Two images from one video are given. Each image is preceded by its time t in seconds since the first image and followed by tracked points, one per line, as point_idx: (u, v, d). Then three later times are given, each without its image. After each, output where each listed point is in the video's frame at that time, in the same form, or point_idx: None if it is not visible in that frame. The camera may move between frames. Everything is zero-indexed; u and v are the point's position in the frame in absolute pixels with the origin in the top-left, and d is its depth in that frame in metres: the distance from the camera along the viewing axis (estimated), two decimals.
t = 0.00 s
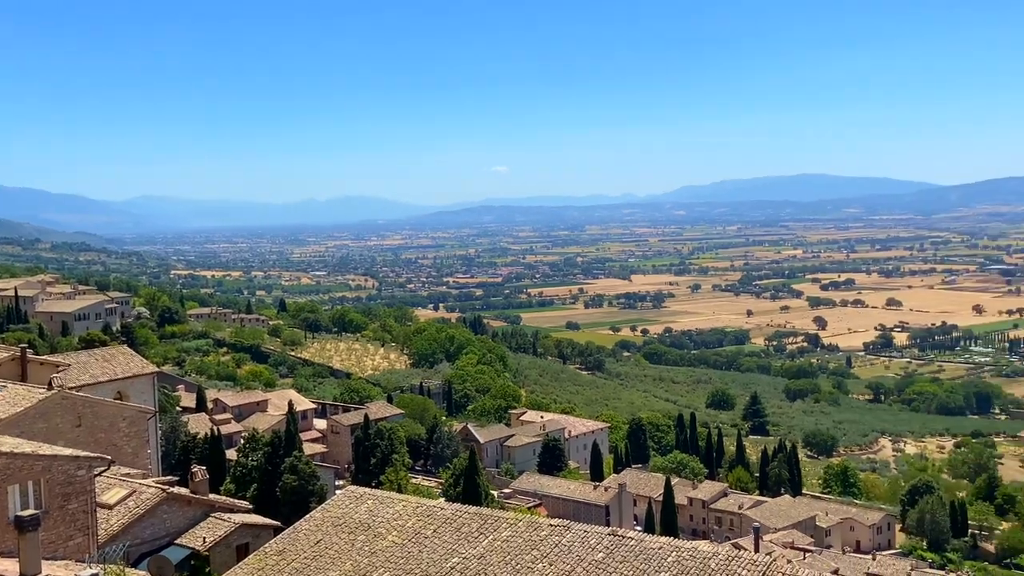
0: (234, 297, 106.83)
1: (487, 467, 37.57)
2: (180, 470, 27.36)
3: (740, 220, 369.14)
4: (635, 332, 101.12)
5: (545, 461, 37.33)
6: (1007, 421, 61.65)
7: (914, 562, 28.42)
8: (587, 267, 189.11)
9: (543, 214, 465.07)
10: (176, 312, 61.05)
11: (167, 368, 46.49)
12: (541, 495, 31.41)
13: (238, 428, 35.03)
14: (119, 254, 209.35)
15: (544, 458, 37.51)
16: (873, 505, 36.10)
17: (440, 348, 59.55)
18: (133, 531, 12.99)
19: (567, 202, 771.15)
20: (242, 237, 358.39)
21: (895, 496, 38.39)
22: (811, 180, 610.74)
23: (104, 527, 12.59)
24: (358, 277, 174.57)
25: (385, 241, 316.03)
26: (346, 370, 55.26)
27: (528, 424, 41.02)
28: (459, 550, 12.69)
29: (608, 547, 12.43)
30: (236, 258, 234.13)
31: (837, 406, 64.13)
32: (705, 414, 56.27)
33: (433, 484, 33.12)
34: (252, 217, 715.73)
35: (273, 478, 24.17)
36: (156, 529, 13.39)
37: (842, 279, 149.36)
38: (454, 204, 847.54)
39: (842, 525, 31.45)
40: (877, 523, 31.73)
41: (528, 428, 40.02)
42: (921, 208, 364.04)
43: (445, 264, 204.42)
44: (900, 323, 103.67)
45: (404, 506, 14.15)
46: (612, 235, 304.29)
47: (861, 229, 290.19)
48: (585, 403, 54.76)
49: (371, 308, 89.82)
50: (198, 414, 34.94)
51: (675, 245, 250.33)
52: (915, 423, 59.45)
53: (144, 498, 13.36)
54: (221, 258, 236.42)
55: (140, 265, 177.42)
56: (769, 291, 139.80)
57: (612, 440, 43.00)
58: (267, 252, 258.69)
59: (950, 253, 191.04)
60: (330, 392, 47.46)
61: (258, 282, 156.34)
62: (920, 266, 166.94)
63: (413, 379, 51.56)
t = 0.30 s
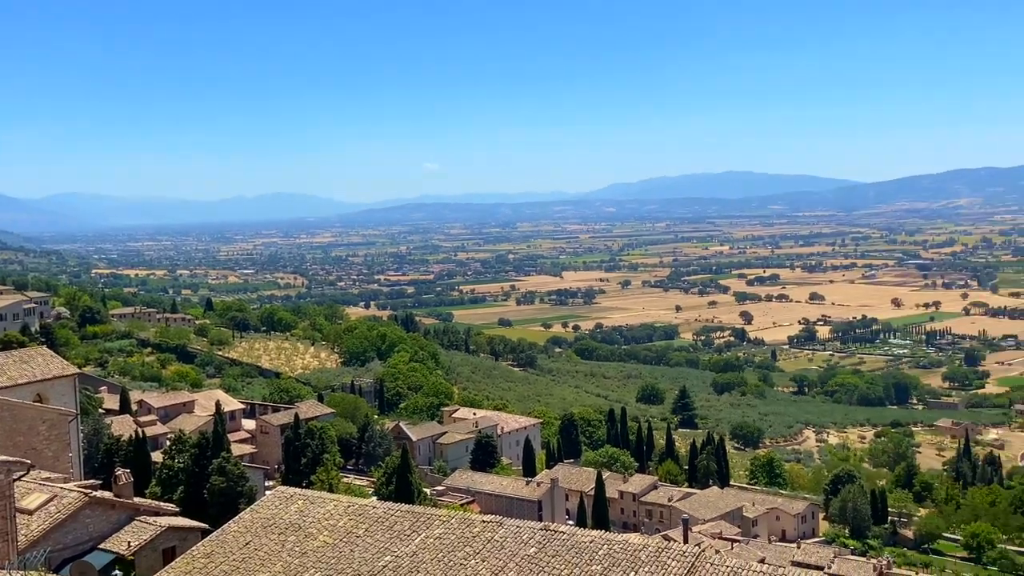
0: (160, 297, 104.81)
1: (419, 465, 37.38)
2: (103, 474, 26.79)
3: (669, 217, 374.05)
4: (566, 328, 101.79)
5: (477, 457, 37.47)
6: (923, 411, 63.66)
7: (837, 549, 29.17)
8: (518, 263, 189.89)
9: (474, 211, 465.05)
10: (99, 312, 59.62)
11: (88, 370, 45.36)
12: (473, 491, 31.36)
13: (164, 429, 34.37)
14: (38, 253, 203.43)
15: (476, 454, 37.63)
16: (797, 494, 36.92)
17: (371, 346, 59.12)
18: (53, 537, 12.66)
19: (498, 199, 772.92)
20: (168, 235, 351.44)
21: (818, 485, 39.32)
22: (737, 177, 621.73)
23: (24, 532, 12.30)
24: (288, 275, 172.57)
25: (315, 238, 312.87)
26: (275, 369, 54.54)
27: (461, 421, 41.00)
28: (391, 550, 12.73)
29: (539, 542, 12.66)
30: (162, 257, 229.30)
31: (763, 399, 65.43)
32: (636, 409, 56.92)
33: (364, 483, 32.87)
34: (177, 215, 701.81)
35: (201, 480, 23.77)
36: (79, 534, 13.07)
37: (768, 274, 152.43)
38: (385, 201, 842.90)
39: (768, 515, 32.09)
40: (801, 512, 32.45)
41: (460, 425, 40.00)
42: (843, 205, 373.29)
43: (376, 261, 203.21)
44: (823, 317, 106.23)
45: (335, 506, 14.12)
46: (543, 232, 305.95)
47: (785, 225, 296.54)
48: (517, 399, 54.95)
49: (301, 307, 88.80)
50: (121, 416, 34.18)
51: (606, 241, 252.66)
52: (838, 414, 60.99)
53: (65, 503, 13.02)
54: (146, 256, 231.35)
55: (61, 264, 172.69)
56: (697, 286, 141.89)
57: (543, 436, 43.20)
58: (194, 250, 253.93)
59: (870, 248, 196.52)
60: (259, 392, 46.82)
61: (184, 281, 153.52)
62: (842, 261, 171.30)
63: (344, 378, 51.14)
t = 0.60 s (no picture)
0: (84, 295, 101.73)
1: (354, 463, 37.06)
2: (27, 477, 26.11)
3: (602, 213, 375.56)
4: (502, 324, 101.61)
5: (413, 455, 37.28)
6: (850, 401, 65.28)
7: (767, 538, 29.81)
8: (453, 260, 189.00)
9: (408, 207, 461.48)
10: (21, 311, 57.95)
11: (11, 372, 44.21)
12: (409, 489, 31.08)
13: (90, 431, 33.52)
14: None
15: (412, 452, 37.43)
16: (729, 486, 37.52)
17: (304, 344, 58.41)
18: None
19: (433, 194, 768.78)
20: (92, 233, 341.54)
21: (749, 476, 39.98)
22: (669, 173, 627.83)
23: None
24: (218, 272, 169.34)
25: (246, 235, 307.49)
26: (206, 369, 53.69)
27: (396, 418, 40.75)
28: (326, 547, 15.24)
29: (477, 538, 15.27)
30: (85, 254, 222.41)
31: (696, 391, 66.28)
32: (571, 403, 57.28)
33: (298, 482, 32.50)
34: (103, 212, 684.02)
35: (128, 482, 23.18)
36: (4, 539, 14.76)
37: (700, 269, 154.16)
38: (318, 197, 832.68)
39: (701, 506, 32.51)
40: (733, 502, 32.98)
41: (396, 422, 39.75)
42: (772, 200, 378.91)
43: (308, 258, 200.35)
44: (754, 311, 107.84)
45: (268, 507, 16.57)
46: (478, 228, 305.18)
47: (716, 221, 300.19)
48: (453, 396, 54.86)
49: (232, 304, 87.14)
50: (45, 418, 33.31)
51: (541, 237, 252.90)
52: (768, 406, 62.18)
53: None
54: (69, 254, 224.94)
55: None
56: (631, 281, 142.76)
57: (480, 431, 43.18)
58: (120, 248, 247.54)
59: (799, 243, 200.23)
60: (189, 391, 46.03)
61: (110, 279, 149.52)
62: (772, 255, 174.13)
63: (277, 376, 50.54)
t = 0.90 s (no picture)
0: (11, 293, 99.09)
1: (292, 461, 36.69)
2: None
3: (541, 207, 377.05)
4: (441, 319, 101.52)
5: (352, 451, 37.05)
6: (784, 392, 66.50)
7: (704, 528, 30.18)
8: (392, 255, 188.03)
9: (346, 203, 457.70)
10: None
11: None
12: (349, 485, 30.78)
13: (18, 432, 32.66)
14: None
15: (351, 448, 37.21)
16: (667, 477, 37.98)
17: (240, 341, 57.67)
18: None
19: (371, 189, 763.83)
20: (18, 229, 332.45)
21: (687, 467, 40.48)
22: (607, 168, 632.66)
23: None
24: (151, 269, 166.18)
25: (180, 230, 302.20)
26: (139, 367, 52.62)
27: (335, 414, 40.47)
28: (264, 547, 15.13)
29: (417, 534, 15.27)
30: (12, 250, 217.01)
31: (634, 384, 66.98)
32: (511, 398, 57.43)
33: (235, 481, 32.13)
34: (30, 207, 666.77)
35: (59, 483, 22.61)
36: None
37: (637, 263, 155.64)
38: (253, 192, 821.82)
39: (639, 498, 32.92)
40: (671, 493, 33.43)
41: (335, 419, 39.45)
42: (708, 195, 384.17)
43: (244, 254, 197.62)
44: (691, 304, 109.24)
45: (204, 505, 16.38)
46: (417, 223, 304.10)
47: (653, 215, 303.34)
48: (393, 392, 54.63)
49: (165, 301, 85.52)
50: None
51: (480, 232, 252.94)
52: (704, 398, 63.03)
53: None
54: None
55: None
56: (569, 276, 143.58)
57: (419, 427, 43.06)
58: (48, 244, 241.54)
59: (734, 237, 203.34)
60: (121, 390, 45.15)
61: (37, 276, 145.70)
62: (708, 249, 176.53)
63: (212, 374, 49.77)
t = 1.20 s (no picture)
0: None
1: (235, 459, 36.21)
2: None
3: (485, 202, 377.15)
4: (385, 314, 101.07)
5: (295, 449, 36.74)
6: (725, 384, 67.45)
7: (648, 519, 30.51)
8: (335, 250, 186.44)
9: (287, 198, 452.66)
10: None
11: None
12: (292, 483, 30.50)
13: None
14: None
15: (294, 446, 36.90)
16: (611, 469, 38.30)
17: (179, 338, 56.77)
18: None
19: (313, 183, 757.07)
20: None
21: (630, 459, 40.85)
22: (551, 163, 634.86)
23: None
24: (87, 265, 162.59)
25: (117, 226, 296.03)
26: (74, 365, 51.50)
27: (278, 411, 40.03)
28: (206, 546, 14.95)
29: (362, 530, 15.21)
30: None
31: (578, 378, 67.42)
32: (456, 392, 57.41)
33: (176, 480, 31.63)
34: None
35: None
36: None
37: (581, 257, 156.41)
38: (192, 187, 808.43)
39: (583, 491, 33.17)
40: (615, 485, 33.76)
41: (277, 416, 39.04)
42: (651, 190, 387.68)
43: (183, 250, 194.44)
44: (634, 298, 110.22)
45: (144, 505, 16.12)
46: (360, 218, 301.88)
47: (597, 210, 305.07)
48: (336, 388, 54.28)
49: (101, 298, 83.70)
50: None
51: (424, 227, 252.05)
52: (648, 390, 63.69)
53: None
54: None
55: None
56: (514, 270, 143.83)
57: (364, 423, 42.79)
58: None
59: (676, 231, 205.42)
60: (56, 389, 44.18)
61: None
62: (651, 244, 178.09)
63: (151, 372, 48.92)
